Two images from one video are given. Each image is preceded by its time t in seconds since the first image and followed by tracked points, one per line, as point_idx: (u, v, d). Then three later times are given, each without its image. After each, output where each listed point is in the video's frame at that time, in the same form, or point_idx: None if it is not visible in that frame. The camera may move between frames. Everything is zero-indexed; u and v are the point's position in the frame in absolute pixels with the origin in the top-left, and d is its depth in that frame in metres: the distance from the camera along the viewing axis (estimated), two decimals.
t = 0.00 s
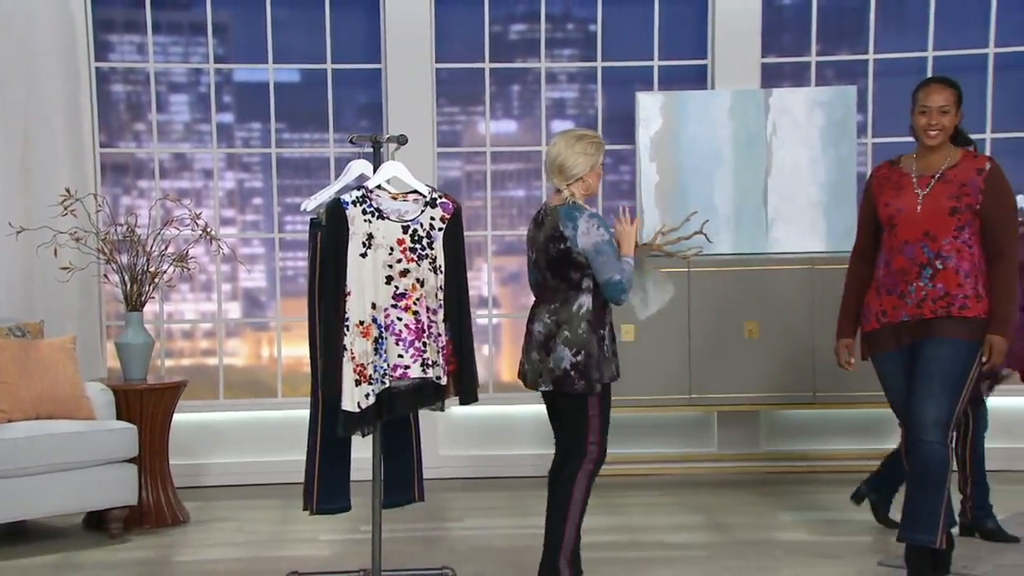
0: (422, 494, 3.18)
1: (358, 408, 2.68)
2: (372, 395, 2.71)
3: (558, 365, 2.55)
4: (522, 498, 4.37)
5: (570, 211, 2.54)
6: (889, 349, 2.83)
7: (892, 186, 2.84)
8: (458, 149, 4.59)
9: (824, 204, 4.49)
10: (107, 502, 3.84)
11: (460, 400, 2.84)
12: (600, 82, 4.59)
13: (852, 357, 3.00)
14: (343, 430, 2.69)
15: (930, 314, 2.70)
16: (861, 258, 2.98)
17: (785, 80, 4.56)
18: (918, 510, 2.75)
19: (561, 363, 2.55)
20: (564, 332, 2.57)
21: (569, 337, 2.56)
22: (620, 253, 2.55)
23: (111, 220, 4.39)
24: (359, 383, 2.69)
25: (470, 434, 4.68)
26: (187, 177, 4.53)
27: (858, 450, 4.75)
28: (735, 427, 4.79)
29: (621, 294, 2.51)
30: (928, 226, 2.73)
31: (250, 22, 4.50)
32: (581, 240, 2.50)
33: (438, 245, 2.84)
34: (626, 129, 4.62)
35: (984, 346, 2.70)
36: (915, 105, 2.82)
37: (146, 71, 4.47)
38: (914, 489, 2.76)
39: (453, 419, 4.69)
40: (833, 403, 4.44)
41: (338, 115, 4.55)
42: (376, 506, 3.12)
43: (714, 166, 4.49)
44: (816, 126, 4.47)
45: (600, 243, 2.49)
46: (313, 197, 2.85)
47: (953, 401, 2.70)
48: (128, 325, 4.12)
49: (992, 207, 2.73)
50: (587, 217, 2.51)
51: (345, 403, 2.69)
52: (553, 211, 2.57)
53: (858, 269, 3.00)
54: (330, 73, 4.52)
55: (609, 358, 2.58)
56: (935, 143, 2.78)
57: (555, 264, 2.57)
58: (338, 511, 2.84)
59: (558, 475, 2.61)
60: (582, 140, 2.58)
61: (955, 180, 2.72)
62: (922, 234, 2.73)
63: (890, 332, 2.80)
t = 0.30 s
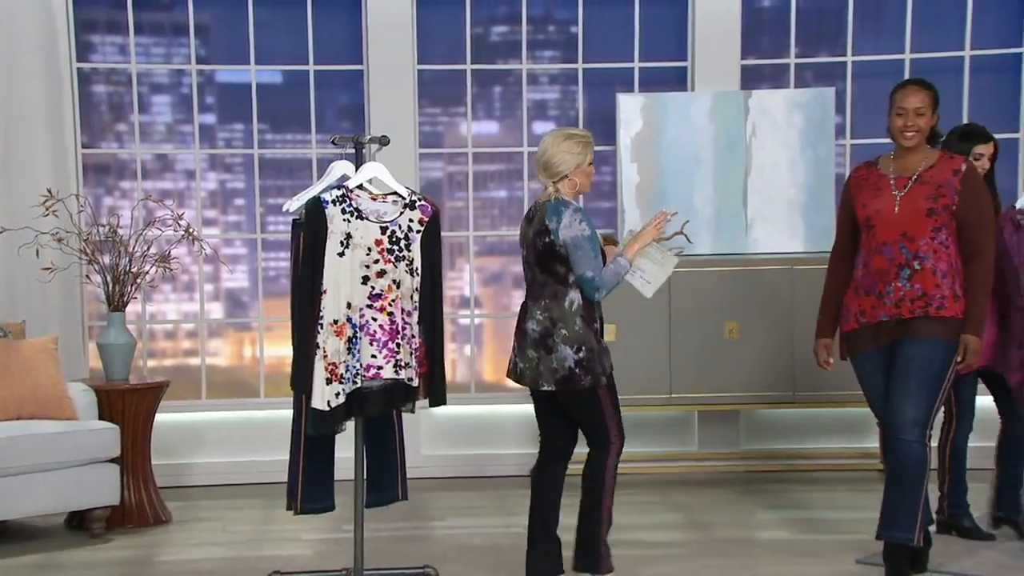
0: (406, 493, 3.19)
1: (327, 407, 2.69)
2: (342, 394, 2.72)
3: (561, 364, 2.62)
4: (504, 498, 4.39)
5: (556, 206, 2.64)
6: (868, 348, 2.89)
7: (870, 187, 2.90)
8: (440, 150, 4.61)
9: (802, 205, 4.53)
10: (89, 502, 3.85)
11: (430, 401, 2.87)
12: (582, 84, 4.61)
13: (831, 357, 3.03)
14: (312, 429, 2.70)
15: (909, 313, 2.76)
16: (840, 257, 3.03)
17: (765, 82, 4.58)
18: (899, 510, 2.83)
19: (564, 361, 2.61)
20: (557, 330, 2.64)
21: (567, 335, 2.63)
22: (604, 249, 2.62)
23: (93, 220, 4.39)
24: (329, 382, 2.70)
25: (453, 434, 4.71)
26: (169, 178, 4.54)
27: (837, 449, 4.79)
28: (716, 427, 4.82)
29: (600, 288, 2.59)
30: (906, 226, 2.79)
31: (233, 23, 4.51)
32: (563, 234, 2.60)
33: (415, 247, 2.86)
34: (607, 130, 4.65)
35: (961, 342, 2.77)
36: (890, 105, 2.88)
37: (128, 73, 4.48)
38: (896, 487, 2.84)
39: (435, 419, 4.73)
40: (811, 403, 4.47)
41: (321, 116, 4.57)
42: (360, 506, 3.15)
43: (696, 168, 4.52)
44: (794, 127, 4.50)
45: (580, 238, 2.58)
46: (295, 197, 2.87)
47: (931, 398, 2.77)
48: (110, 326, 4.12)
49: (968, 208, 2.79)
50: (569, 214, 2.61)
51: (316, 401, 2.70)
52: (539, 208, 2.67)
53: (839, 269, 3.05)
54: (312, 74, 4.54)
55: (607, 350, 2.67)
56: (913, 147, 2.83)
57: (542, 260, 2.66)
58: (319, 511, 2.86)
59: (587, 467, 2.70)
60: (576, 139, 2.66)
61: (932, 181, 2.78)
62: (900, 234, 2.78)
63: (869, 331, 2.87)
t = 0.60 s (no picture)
0: (385, 491, 3.22)
1: (311, 407, 2.72)
2: (325, 393, 2.74)
3: (575, 363, 2.70)
4: (486, 496, 4.43)
5: (566, 211, 2.73)
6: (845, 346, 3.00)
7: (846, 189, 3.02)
8: (421, 152, 4.65)
9: (780, 207, 4.59)
10: (73, 501, 3.88)
11: (413, 399, 2.90)
12: (562, 86, 4.66)
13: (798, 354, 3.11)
14: (295, 428, 2.72)
15: (885, 314, 2.87)
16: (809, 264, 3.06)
17: (742, 85, 4.64)
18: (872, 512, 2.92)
19: (579, 361, 2.70)
20: (568, 332, 2.73)
21: (581, 336, 2.72)
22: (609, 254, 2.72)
23: (76, 221, 4.42)
24: (312, 382, 2.73)
25: (436, 434, 4.74)
26: (152, 179, 4.57)
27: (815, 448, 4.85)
28: (695, 426, 4.88)
29: (606, 293, 2.69)
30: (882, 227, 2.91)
31: (215, 26, 4.54)
32: (573, 239, 2.69)
33: (396, 247, 2.88)
34: (587, 132, 4.70)
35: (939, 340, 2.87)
36: (864, 109, 3.00)
37: (111, 74, 4.50)
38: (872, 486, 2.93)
39: (417, 418, 4.75)
40: (789, 401, 4.53)
41: (303, 118, 4.61)
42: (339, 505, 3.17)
43: (676, 170, 4.57)
44: (771, 130, 4.56)
45: (589, 243, 2.67)
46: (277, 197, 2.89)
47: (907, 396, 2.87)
48: (93, 326, 4.15)
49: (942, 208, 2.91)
50: (577, 221, 2.70)
51: (299, 401, 2.72)
52: (550, 213, 2.75)
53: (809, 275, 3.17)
54: (294, 76, 4.58)
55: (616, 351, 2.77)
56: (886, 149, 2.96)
57: (553, 263, 2.74)
58: (302, 509, 2.91)
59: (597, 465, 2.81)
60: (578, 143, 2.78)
61: (908, 183, 2.91)
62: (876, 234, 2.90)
63: (845, 332, 2.99)
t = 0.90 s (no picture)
0: (365, 488, 3.27)
1: (307, 407, 2.73)
2: (321, 393, 2.77)
3: (598, 353, 2.90)
4: (466, 493, 4.50)
5: (582, 211, 2.94)
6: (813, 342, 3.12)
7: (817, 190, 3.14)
8: (402, 153, 4.71)
9: (757, 207, 4.66)
10: (58, 499, 3.93)
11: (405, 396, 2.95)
12: (541, 89, 4.73)
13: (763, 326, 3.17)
14: (289, 428, 2.73)
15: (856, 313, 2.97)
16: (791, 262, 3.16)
17: (718, 88, 4.71)
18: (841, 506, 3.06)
19: (601, 351, 2.89)
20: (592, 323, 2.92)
21: (603, 327, 2.91)
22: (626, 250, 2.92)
23: (60, 222, 4.47)
24: (307, 382, 2.75)
25: (419, 431, 4.81)
26: (136, 181, 4.62)
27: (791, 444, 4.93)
28: (672, 424, 4.95)
29: (624, 288, 2.88)
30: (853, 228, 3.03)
31: (199, 29, 4.60)
32: (590, 237, 2.89)
33: (383, 246, 2.91)
34: (567, 134, 4.77)
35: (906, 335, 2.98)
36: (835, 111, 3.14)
37: (95, 77, 4.55)
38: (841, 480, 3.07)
39: (399, 417, 4.82)
40: (766, 399, 4.61)
41: (286, 120, 4.67)
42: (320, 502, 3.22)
43: (653, 172, 4.63)
44: (747, 131, 4.63)
45: (606, 241, 2.87)
46: (261, 199, 2.91)
47: (872, 392, 2.99)
48: (77, 325, 4.19)
49: (911, 210, 3.03)
50: (593, 217, 2.90)
51: (294, 402, 2.73)
52: (567, 213, 2.96)
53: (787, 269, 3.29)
54: (276, 78, 4.64)
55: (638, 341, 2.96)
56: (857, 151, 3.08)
57: (574, 262, 2.96)
58: (280, 506, 2.87)
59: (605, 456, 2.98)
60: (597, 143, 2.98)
61: (878, 185, 3.02)
62: (846, 235, 3.02)
63: (815, 330, 3.10)
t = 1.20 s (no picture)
0: (344, 485, 3.29)
1: (297, 405, 2.77)
2: (310, 391, 2.80)
3: (580, 348, 3.00)
4: (447, 489, 4.57)
5: (574, 207, 3.05)
6: (780, 342, 3.27)
7: (783, 189, 3.29)
8: (383, 154, 4.78)
9: (731, 208, 4.75)
10: (43, 496, 3.98)
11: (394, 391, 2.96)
12: (520, 91, 4.80)
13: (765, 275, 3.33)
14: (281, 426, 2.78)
15: (818, 310, 3.14)
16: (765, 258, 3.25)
17: (694, 91, 4.79)
18: (811, 499, 3.22)
19: (582, 347, 3.00)
20: (580, 319, 3.02)
21: (586, 323, 3.01)
22: (618, 246, 3.00)
23: (44, 222, 4.52)
24: (296, 381, 2.79)
25: (398, 428, 4.88)
26: (119, 181, 4.67)
27: (765, 441, 5.02)
28: (648, 421, 5.04)
29: (616, 281, 2.96)
30: (814, 226, 3.18)
31: (181, 31, 4.65)
32: (580, 232, 3.00)
33: (368, 244, 2.93)
34: (545, 135, 4.84)
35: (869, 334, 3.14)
36: (806, 110, 3.24)
37: (78, 78, 4.60)
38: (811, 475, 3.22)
39: (380, 414, 4.88)
40: (742, 396, 4.69)
41: (268, 121, 4.73)
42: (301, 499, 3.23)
43: (631, 173, 4.71)
44: (722, 133, 4.71)
45: (595, 235, 2.97)
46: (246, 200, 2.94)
47: (837, 392, 3.16)
48: (61, 324, 4.23)
49: (871, 209, 3.16)
50: (586, 212, 3.01)
51: (285, 400, 2.78)
52: (561, 210, 3.08)
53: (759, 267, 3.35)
54: (258, 80, 4.70)
55: (624, 338, 3.03)
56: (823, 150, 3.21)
57: (566, 257, 3.07)
58: (260, 502, 2.85)
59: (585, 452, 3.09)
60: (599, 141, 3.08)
61: (839, 184, 3.16)
62: (807, 233, 3.17)
63: (783, 327, 3.23)
